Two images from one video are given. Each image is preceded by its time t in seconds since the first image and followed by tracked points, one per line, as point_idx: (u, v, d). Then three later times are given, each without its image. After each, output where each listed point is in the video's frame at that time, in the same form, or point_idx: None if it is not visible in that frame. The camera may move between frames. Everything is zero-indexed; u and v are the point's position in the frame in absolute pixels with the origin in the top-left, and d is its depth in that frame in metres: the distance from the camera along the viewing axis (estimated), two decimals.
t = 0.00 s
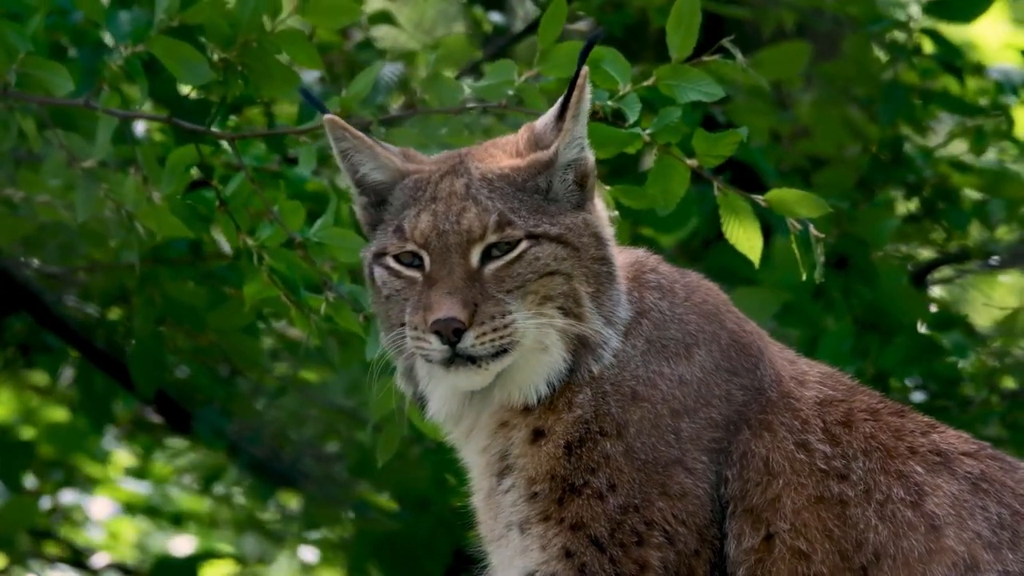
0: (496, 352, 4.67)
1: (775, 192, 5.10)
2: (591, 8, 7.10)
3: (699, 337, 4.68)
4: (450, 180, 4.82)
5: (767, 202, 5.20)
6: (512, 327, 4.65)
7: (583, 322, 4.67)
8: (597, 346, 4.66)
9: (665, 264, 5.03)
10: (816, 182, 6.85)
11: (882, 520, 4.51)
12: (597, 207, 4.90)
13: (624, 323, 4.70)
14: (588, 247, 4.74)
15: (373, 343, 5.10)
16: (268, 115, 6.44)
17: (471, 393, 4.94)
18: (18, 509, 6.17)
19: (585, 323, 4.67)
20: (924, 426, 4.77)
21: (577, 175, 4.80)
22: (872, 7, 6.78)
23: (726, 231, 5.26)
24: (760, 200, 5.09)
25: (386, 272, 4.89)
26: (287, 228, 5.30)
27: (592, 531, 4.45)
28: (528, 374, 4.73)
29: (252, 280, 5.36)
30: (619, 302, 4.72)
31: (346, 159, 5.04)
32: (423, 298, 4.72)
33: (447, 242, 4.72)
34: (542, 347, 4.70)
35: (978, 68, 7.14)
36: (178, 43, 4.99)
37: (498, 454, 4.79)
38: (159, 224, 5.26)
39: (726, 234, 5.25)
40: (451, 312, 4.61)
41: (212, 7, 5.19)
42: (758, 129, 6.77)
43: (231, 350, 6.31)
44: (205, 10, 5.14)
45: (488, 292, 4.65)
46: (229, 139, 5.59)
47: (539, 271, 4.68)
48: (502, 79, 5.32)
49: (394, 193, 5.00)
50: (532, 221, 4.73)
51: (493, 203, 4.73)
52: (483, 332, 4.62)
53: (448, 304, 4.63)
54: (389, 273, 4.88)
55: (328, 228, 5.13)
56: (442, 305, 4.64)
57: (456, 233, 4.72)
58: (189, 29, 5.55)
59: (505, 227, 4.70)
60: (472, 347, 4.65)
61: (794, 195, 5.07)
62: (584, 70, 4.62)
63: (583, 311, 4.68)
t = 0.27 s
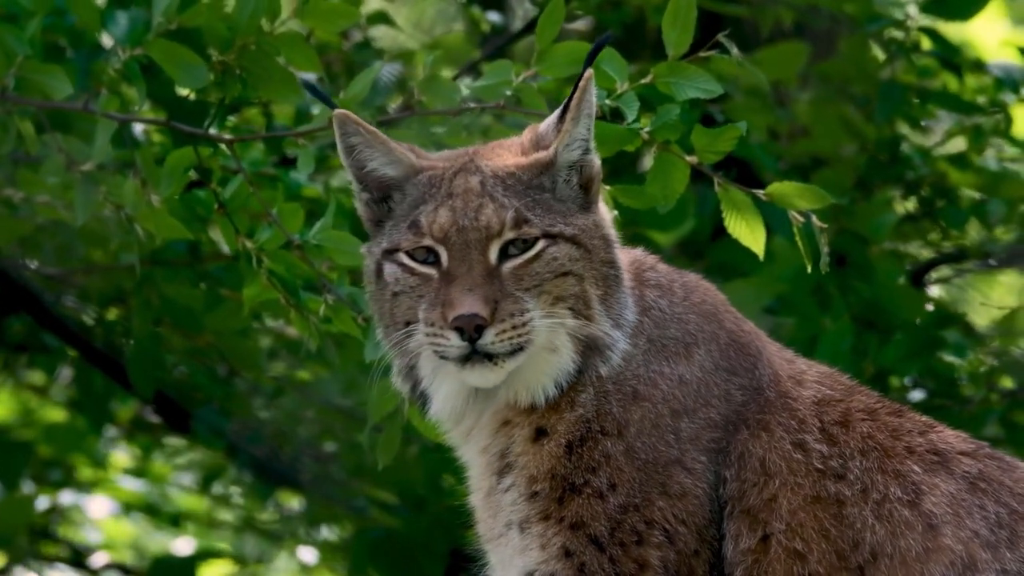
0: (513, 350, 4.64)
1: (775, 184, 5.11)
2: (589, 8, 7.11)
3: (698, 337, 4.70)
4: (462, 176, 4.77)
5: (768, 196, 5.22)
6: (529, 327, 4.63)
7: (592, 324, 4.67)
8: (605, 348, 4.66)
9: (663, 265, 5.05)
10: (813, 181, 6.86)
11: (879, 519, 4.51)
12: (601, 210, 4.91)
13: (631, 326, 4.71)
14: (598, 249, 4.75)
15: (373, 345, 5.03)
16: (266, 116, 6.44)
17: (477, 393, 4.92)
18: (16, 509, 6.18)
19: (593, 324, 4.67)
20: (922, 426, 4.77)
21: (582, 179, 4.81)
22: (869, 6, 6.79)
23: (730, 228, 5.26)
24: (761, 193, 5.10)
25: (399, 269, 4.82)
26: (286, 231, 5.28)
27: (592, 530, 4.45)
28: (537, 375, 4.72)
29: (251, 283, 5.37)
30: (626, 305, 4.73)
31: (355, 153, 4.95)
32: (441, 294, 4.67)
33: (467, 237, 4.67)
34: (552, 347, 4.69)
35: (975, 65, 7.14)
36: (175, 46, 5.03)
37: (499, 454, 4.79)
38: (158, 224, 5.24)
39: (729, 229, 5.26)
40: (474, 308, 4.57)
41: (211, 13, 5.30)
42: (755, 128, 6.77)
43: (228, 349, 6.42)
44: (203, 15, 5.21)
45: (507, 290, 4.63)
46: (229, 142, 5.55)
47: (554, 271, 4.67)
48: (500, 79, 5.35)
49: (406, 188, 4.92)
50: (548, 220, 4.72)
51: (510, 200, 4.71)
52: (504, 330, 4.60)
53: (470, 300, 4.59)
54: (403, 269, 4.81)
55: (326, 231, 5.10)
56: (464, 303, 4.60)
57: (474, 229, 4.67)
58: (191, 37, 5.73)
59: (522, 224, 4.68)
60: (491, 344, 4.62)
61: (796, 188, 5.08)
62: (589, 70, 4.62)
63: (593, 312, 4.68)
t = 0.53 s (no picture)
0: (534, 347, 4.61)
1: (772, 178, 5.11)
2: (586, 9, 7.12)
3: (698, 337, 4.72)
4: (476, 172, 4.72)
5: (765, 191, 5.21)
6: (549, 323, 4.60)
7: (601, 325, 4.68)
8: (614, 350, 4.67)
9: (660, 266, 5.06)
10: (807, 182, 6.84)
11: (875, 519, 4.52)
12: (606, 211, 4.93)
13: (638, 328, 4.72)
14: (609, 250, 4.76)
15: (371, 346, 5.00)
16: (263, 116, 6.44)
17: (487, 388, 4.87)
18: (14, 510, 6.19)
19: (601, 325, 4.68)
20: (919, 426, 4.78)
21: (588, 181, 4.81)
22: (865, 6, 6.80)
23: (728, 225, 5.27)
24: (757, 187, 5.11)
25: (415, 265, 4.75)
26: (281, 233, 5.28)
27: (593, 529, 4.45)
28: (546, 374, 4.71)
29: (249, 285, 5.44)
30: (632, 307, 4.75)
31: (366, 149, 4.89)
32: (463, 289, 4.62)
33: (489, 232, 4.63)
34: (563, 347, 4.68)
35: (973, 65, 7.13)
36: (169, 49, 5.01)
37: (499, 454, 4.80)
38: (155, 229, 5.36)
39: (727, 225, 5.27)
40: (501, 301, 4.54)
41: (204, 16, 5.25)
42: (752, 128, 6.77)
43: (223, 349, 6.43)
44: (195, 19, 5.22)
45: (530, 285, 4.60)
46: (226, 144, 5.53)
47: (570, 270, 4.67)
48: (493, 79, 5.38)
49: (419, 185, 4.85)
50: (565, 218, 4.73)
51: (529, 195, 4.69)
52: (528, 325, 4.57)
53: (496, 294, 4.55)
54: (420, 265, 4.74)
55: (322, 233, 5.12)
56: (490, 296, 4.56)
57: (496, 223, 4.63)
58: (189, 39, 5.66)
59: (541, 220, 4.67)
60: (515, 339, 4.58)
61: (795, 180, 5.08)
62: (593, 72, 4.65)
63: (602, 313, 4.69)
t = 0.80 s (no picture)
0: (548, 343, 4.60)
1: (767, 177, 5.11)
2: (583, 9, 7.12)
3: (699, 337, 4.73)
4: (487, 170, 4.71)
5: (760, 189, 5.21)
6: (563, 320, 4.60)
7: (607, 325, 4.68)
8: (621, 350, 4.67)
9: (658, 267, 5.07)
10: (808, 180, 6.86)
11: (872, 520, 4.52)
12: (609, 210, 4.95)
13: (643, 328, 4.72)
14: (618, 249, 4.78)
15: (365, 346, 5.00)
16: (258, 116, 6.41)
17: (497, 384, 4.83)
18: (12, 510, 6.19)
19: (608, 325, 4.68)
20: (916, 426, 4.78)
21: (592, 181, 4.82)
22: (863, 7, 6.80)
23: (723, 223, 5.28)
24: (752, 186, 5.10)
25: (428, 262, 4.73)
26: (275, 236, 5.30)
27: (596, 529, 4.45)
28: (554, 373, 4.69)
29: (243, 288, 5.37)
30: (636, 307, 4.75)
31: (373, 148, 4.89)
32: (479, 285, 4.61)
33: (505, 227, 4.62)
34: (572, 347, 4.67)
35: (970, 64, 7.13)
36: (164, 52, 5.02)
37: (501, 454, 4.80)
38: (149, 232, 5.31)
39: (721, 222, 5.28)
40: (519, 296, 4.53)
41: (197, 19, 5.20)
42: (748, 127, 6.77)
43: (218, 348, 6.49)
44: (189, 22, 5.18)
45: (545, 281, 4.60)
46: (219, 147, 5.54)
47: (582, 267, 4.67)
48: (487, 80, 5.37)
49: (428, 183, 4.84)
50: (577, 215, 4.74)
51: (543, 191, 4.70)
52: (545, 320, 4.56)
53: (514, 290, 4.54)
54: (434, 263, 4.72)
55: (316, 235, 5.17)
56: (508, 291, 4.54)
57: (511, 218, 4.63)
58: (184, 42, 5.66)
59: (553, 216, 4.68)
60: (532, 335, 4.57)
61: (790, 178, 5.08)
62: (598, 72, 4.69)
63: (609, 312, 4.69)
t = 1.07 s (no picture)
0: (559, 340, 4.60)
1: (758, 178, 5.09)
2: (580, 9, 7.11)
3: (701, 337, 4.74)
4: (495, 168, 4.73)
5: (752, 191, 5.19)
6: (572, 317, 4.60)
7: (613, 324, 4.68)
8: (626, 350, 4.67)
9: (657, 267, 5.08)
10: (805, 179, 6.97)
11: (870, 521, 4.53)
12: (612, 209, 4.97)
13: (647, 328, 4.73)
14: (624, 247, 4.81)
15: (354, 349, 5.00)
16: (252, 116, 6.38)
17: (505, 379, 4.80)
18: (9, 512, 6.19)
19: (613, 324, 4.68)
20: (915, 426, 4.79)
21: (595, 180, 4.85)
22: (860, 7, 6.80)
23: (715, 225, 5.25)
24: (744, 188, 5.09)
25: (437, 260, 4.72)
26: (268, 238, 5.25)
27: (599, 529, 4.46)
28: (560, 372, 4.68)
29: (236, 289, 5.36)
30: (639, 307, 4.77)
31: (377, 148, 4.89)
32: (490, 282, 4.60)
33: (515, 225, 4.63)
34: (578, 346, 4.66)
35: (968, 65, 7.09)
36: (157, 51, 5.00)
37: (504, 454, 4.80)
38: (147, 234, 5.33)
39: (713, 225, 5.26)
40: (531, 293, 4.53)
41: (191, 18, 5.25)
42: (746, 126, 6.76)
43: (214, 347, 6.46)
44: (183, 21, 5.22)
45: (555, 278, 4.62)
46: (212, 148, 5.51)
47: (591, 265, 4.69)
48: (480, 81, 5.34)
49: (434, 182, 4.84)
50: (585, 212, 4.76)
51: (552, 189, 4.73)
52: (556, 316, 4.56)
53: (526, 286, 4.55)
54: (443, 261, 4.71)
55: (309, 236, 5.15)
56: (520, 287, 4.55)
57: (520, 215, 4.64)
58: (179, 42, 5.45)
59: (562, 213, 4.70)
60: (543, 331, 4.57)
61: (782, 180, 5.06)
62: (603, 70, 4.72)
63: (614, 311, 4.70)
